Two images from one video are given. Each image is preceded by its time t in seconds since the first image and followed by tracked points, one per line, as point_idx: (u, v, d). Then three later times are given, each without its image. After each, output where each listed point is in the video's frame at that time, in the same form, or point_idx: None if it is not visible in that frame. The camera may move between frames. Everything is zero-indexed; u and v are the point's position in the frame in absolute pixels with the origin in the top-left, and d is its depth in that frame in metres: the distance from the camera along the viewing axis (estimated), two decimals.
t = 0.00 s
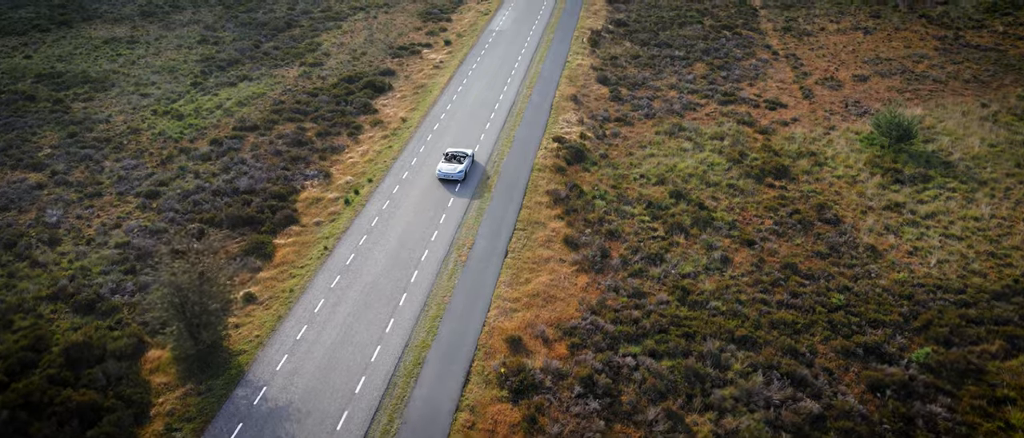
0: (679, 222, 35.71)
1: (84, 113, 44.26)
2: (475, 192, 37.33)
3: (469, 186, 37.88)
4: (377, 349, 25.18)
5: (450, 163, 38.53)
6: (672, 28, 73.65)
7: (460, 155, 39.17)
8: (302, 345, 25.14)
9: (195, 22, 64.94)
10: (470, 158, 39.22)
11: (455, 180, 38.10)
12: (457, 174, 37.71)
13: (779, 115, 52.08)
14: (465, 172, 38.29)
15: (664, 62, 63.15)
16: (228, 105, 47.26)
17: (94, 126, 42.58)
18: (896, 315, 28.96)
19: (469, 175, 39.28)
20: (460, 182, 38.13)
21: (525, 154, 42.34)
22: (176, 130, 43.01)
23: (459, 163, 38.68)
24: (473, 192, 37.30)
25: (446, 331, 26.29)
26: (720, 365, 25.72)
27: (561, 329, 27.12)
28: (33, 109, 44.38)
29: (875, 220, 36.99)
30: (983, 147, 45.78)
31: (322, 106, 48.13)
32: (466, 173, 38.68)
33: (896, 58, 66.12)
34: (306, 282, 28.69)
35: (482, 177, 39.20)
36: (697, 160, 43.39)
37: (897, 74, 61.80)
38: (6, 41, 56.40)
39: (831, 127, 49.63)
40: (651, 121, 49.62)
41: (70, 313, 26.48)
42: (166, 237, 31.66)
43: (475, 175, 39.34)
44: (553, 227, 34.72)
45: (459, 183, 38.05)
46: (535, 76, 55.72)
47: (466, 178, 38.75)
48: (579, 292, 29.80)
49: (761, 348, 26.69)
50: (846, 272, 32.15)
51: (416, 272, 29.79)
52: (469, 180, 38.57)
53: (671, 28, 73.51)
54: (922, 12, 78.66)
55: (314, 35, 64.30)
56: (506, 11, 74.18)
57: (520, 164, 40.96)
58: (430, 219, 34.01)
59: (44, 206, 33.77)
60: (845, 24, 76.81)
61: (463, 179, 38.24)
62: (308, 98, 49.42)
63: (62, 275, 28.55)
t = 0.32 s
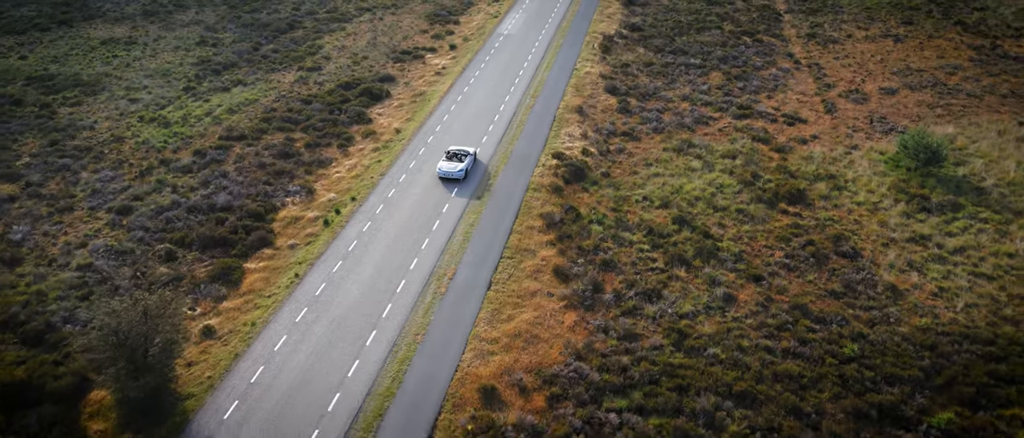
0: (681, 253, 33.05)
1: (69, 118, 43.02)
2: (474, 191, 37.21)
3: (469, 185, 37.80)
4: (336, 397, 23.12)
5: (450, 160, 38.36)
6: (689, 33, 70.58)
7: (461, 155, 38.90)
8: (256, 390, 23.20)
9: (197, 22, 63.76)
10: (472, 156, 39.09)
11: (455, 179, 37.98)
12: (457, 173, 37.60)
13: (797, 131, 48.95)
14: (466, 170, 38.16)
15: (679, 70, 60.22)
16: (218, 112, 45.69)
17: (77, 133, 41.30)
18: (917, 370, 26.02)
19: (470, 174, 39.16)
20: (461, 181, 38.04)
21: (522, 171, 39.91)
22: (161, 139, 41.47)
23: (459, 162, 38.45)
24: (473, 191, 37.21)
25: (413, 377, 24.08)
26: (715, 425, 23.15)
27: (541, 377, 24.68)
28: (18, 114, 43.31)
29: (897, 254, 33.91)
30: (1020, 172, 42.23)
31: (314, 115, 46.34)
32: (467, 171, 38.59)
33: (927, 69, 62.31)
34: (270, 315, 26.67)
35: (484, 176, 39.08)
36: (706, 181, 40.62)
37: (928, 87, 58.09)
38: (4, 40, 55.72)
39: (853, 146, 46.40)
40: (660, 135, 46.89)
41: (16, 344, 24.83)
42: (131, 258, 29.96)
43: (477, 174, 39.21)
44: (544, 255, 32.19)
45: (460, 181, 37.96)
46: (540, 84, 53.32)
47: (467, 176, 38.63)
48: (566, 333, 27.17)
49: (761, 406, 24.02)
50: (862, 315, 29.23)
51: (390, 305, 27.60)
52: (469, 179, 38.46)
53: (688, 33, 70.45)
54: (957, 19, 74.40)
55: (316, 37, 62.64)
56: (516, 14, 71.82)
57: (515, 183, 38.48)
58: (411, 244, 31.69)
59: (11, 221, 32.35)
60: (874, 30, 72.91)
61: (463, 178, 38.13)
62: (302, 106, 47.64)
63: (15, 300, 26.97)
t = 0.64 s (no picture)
0: (678, 291, 30.45)
1: (52, 126, 41.95)
2: (474, 192, 37.16)
3: (470, 185, 37.81)
4: None
5: (452, 160, 38.46)
6: (706, 41, 67.45)
7: (463, 154, 39.08)
8: None
9: (198, 23, 62.63)
10: (474, 156, 39.19)
11: (456, 179, 38.05)
12: (458, 173, 37.66)
13: (816, 152, 45.83)
14: (467, 170, 38.17)
15: (692, 81, 57.28)
16: (206, 121, 44.20)
17: (59, 142, 40.14)
18: None
19: (471, 173, 39.24)
20: (461, 181, 38.08)
21: (515, 192, 37.56)
22: (142, 149, 40.06)
23: (461, 161, 38.61)
24: (473, 191, 37.28)
25: (367, 433, 21.98)
26: None
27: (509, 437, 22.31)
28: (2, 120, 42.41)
29: (918, 298, 30.87)
30: None
31: (304, 126, 44.57)
32: (469, 171, 38.65)
33: (961, 84, 58.48)
34: (223, 353, 24.71)
35: (485, 175, 39.17)
36: (711, 207, 37.85)
37: (961, 104, 54.36)
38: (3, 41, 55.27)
39: (876, 170, 43.19)
40: (666, 155, 44.18)
41: None
42: (89, 283, 28.38)
43: (478, 174, 39.27)
44: (528, 289, 29.81)
45: (461, 182, 38.02)
46: (544, 95, 51.07)
47: (468, 177, 38.67)
48: (544, 383, 24.77)
49: None
50: (875, 371, 26.35)
51: (354, 345, 25.53)
52: (470, 179, 38.52)
53: (705, 41, 67.35)
54: (996, 29, 70.04)
55: (317, 41, 61.02)
56: (527, 19, 69.43)
57: (504, 205, 36.15)
58: (386, 274, 29.60)
59: None
60: (905, 40, 68.99)
61: (464, 178, 38.15)
62: (293, 115, 45.94)
63: None
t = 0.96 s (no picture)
0: (670, 332, 28.15)
1: (36, 134, 41.07)
2: (475, 193, 37.39)
3: (471, 186, 38.08)
4: None
5: (454, 160, 38.71)
6: (722, 50, 64.60)
7: (465, 154, 39.24)
8: None
9: (200, 26, 61.64)
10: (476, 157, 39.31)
11: (457, 179, 38.35)
12: (460, 173, 37.90)
13: (831, 175, 43.01)
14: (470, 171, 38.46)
15: (705, 94, 54.60)
16: (193, 130, 42.91)
17: (40, 151, 39.19)
18: None
19: (474, 173, 39.55)
20: (463, 181, 38.41)
21: (504, 215, 35.57)
22: (124, 160, 38.86)
23: (463, 161, 38.80)
24: (473, 192, 37.51)
25: None
26: None
27: None
28: None
29: (936, 348, 28.15)
30: None
31: (293, 137, 43.00)
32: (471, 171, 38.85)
33: (993, 102, 55.01)
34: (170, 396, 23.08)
35: (488, 176, 39.31)
36: (714, 236, 35.41)
37: (992, 124, 50.99)
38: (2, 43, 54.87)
39: (896, 197, 40.25)
40: (670, 175, 41.76)
41: None
42: (45, 309, 27.07)
43: (481, 174, 39.53)
44: (508, 325, 27.72)
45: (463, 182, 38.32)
46: (546, 106, 49.11)
47: (471, 177, 38.96)
48: None
49: None
50: (883, 433, 23.88)
51: (312, 388, 23.75)
52: (471, 179, 38.72)
53: (721, 50, 64.54)
54: None
55: (318, 46, 59.56)
56: (536, 24, 67.28)
57: (492, 229, 34.17)
58: (356, 306, 27.80)
59: None
60: (935, 52, 65.41)
61: (466, 178, 38.46)
62: (283, 126, 44.44)
63: None
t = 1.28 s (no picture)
0: (653, 386, 25.72)
1: (15, 143, 40.14)
2: (476, 195, 37.50)
3: (472, 186, 38.25)
4: None
5: (457, 161, 38.79)
6: (739, 63, 61.46)
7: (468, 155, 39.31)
8: None
9: (200, 29, 60.54)
10: (479, 157, 39.40)
11: (459, 180, 38.46)
12: (461, 174, 38.03)
13: (846, 205, 39.92)
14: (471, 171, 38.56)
15: (716, 111, 51.68)
16: (175, 142, 41.54)
17: (16, 162, 38.19)
18: None
19: (477, 174, 39.58)
20: (466, 182, 38.53)
21: (486, 243, 33.41)
22: (99, 174, 37.61)
23: (465, 162, 38.84)
24: (474, 193, 37.61)
25: None
26: None
27: None
28: None
29: (951, 415, 25.27)
30: None
31: (276, 151, 41.32)
32: (473, 172, 39.04)
33: None
34: None
35: (491, 177, 39.43)
36: (712, 273, 32.77)
37: None
38: None
39: (916, 233, 37.06)
40: (671, 201, 39.16)
41: None
42: None
43: (484, 176, 39.50)
44: (475, 373, 25.51)
45: (465, 182, 38.45)
46: (546, 121, 46.91)
47: (472, 178, 39.00)
48: None
49: None
50: None
51: None
52: (473, 180, 38.84)
53: (737, 63, 61.42)
54: None
55: (317, 52, 57.97)
56: (544, 32, 64.94)
57: (471, 260, 32.00)
58: (313, 347, 25.93)
59: None
60: (968, 68, 61.44)
61: (468, 179, 38.57)
62: (268, 139, 42.81)
63: None
